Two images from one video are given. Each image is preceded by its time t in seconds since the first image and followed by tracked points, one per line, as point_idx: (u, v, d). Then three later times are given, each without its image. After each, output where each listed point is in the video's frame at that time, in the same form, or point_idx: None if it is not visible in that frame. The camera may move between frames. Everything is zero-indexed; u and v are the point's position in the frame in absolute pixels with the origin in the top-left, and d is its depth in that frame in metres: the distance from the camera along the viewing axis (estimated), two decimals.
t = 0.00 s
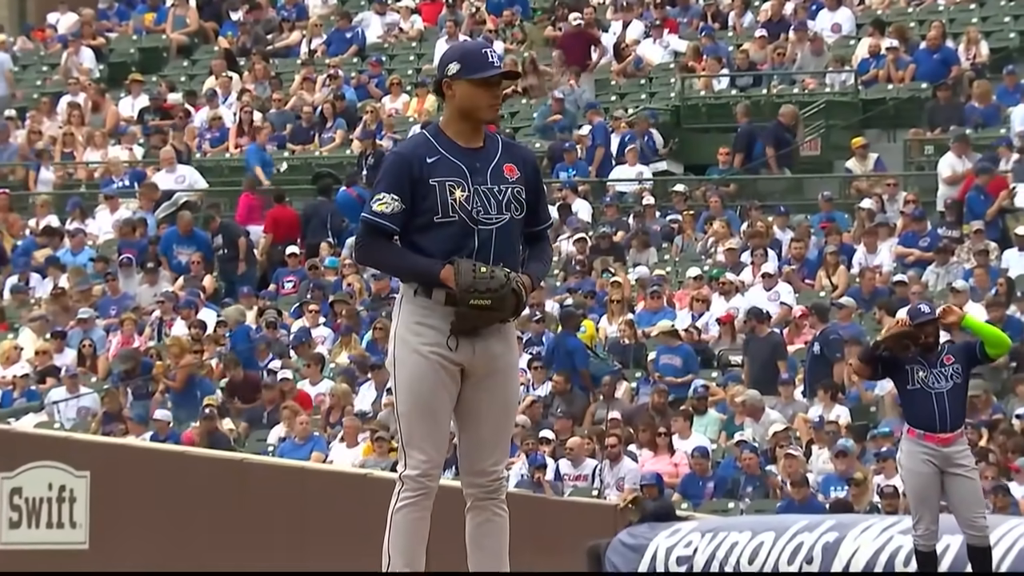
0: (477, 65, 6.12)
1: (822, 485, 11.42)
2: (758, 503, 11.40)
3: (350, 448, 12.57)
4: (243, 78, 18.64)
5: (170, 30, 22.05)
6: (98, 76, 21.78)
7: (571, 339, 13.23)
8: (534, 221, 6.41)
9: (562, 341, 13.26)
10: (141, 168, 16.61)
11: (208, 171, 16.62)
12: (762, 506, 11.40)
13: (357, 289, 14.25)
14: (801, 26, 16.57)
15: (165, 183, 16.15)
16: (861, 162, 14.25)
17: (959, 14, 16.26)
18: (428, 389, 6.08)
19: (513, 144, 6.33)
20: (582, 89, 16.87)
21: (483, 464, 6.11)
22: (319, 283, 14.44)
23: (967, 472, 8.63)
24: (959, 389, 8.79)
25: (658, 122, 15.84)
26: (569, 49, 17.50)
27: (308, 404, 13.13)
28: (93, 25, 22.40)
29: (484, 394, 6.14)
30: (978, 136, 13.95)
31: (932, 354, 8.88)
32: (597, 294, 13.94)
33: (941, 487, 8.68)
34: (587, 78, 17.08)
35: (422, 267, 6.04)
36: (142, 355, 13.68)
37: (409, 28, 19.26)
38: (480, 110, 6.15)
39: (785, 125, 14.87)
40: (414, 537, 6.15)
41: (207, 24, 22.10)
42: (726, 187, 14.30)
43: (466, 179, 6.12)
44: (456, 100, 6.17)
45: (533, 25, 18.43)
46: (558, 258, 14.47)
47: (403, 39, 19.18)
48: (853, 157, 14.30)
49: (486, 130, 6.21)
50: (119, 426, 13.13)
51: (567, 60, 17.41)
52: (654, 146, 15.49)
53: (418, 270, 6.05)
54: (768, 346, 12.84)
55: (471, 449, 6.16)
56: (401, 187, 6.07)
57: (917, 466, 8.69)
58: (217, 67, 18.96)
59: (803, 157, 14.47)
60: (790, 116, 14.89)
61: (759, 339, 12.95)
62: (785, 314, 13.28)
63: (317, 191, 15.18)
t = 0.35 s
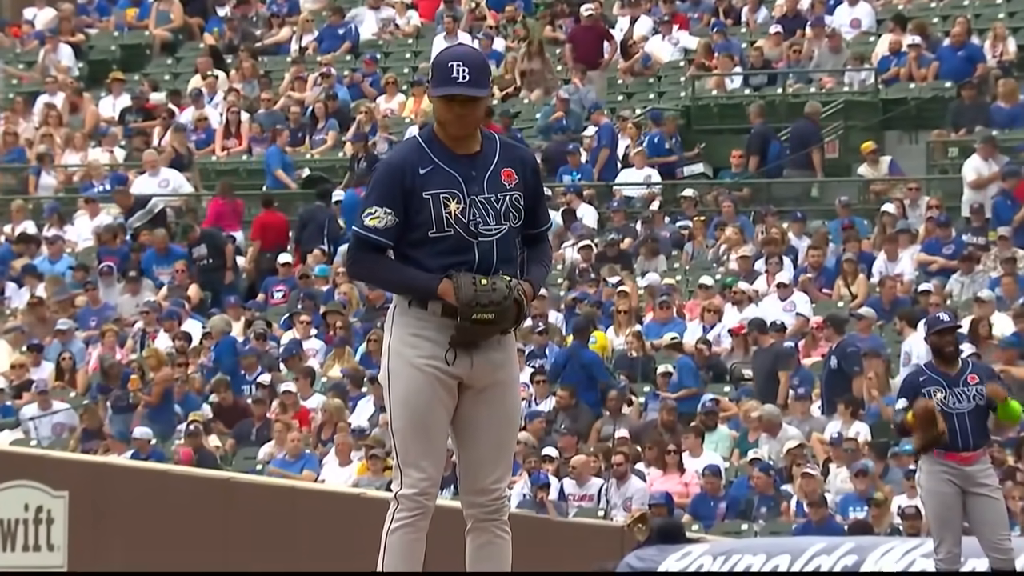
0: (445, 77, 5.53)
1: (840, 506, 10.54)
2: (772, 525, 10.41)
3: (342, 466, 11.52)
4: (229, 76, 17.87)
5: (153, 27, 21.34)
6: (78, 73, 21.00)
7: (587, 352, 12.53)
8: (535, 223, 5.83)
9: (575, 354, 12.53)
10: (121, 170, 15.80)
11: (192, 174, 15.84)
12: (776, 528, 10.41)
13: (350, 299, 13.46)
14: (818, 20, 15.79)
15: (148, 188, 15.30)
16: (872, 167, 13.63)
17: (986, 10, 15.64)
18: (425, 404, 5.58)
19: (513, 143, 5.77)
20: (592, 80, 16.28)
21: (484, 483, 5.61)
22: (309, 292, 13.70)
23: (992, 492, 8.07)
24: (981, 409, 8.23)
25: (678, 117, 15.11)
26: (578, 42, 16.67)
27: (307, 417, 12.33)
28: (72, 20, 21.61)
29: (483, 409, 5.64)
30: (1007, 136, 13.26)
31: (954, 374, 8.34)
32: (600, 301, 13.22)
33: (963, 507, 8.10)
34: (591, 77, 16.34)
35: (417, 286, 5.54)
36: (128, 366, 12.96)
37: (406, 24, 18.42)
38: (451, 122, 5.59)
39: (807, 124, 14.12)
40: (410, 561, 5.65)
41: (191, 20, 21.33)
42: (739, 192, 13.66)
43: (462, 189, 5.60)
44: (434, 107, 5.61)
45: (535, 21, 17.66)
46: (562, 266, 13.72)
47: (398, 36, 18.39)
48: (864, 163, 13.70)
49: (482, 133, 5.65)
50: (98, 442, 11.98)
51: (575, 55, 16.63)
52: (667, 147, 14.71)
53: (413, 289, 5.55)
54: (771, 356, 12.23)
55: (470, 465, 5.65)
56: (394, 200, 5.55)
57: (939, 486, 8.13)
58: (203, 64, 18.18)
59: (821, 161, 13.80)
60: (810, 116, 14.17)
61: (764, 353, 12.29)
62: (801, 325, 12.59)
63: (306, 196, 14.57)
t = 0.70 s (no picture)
0: (431, 69, 4.87)
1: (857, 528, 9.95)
2: (785, 546, 9.78)
3: (332, 485, 10.84)
4: (213, 71, 17.12)
5: (132, 20, 20.59)
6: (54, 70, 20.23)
7: (598, 363, 11.83)
8: (530, 222, 5.13)
9: (585, 367, 11.79)
10: (99, 171, 15.05)
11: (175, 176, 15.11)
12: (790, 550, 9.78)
13: (340, 308, 12.74)
14: (835, 14, 15.11)
15: (128, 191, 14.67)
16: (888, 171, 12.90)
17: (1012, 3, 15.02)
18: (417, 420, 4.91)
19: (502, 136, 5.07)
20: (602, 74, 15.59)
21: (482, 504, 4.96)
22: (296, 300, 12.97)
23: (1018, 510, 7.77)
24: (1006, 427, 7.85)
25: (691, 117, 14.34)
26: (584, 37, 15.82)
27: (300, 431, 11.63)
28: (48, 14, 20.80)
29: (481, 423, 4.96)
30: None
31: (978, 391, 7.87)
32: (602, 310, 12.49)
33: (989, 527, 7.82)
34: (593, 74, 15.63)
35: (411, 292, 4.87)
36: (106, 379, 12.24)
37: (400, 18, 17.74)
38: (440, 121, 4.89)
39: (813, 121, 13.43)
40: None
41: (173, 14, 20.58)
42: (751, 195, 12.94)
43: (449, 192, 4.92)
44: (419, 106, 4.93)
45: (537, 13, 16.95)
46: (564, 273, 13.00)
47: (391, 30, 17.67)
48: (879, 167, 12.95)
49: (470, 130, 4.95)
50: (75, 459, 11.20)
51: (581, 51, 15.80)
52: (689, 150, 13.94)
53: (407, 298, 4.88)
54: (760, 366, 11.62)
55: (467, 484, 4.99)
56: (374, 206, 4.87)
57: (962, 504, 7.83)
58: (186, 60, 17.42)
59: (839, 162, 13.06)
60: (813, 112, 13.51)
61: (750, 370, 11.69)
62: (816, 336, 11.86)
63: (293, 200, 13.90)
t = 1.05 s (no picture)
0: (436, 58, 4.51)
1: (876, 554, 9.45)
2: None
3: (321, 508, 10.20)
4: (195, 72, 16.41)
5: (111, 18, 19.67)
6: (25, 70, 19.02)
7: (597, 380, 11.10)
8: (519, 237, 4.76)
9: (582, 383, 11.06)
10: (75, 177, 14.35)
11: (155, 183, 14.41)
12: None
13: (329, 320, 12.00)
14: (850, 12, 14.49)
15: (106, 199, 13.93)
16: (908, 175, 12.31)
17: None
18: (410, 440, 4.45)
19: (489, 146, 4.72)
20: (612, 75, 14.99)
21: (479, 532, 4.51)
22: (282, 313, 12.27)
23: None
24: None
25: (724, 115, 13.67)
26: (596, 35, 15.07)
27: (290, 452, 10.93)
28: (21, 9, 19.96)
29: (478, 443, 4.52)
30: None
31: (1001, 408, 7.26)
32: (602, 322, 11.74)
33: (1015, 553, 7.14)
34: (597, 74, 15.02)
35: (439, 246, 4.31)
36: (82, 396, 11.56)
37: (392, 16, 17.12)
38: (441, 113, 4.51)
39: (815, 125, 12.85)
40: None
41: (155, 11, 19.69)
42: (763, 202, 12.31)
43: (440, 191, 4.54)
44: (415, 104, 4.55)
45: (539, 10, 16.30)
46: (565, 284, 12.34)
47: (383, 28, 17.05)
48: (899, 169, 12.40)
49: (460, 128, 4.59)
50: (48, 483, 10.50)
51: (593, 50, 15.06)
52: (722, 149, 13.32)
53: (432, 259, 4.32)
54: (761, 381, 10.95)
55: (461, 510, 4.54)
56: (372, 203, 4.45)
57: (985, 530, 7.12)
58: (167, 59, 16.69)
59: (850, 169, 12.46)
60: (812, 117, 12.96)
61: (750, 387, 10.99)
62: (831, 350, 11.21)
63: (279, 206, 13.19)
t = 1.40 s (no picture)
0: (430, 64, 4.42)
1: None
2: None
3: (310, 540, 9.55)
4: (179, 81, 15.73)
5: (88, 24, 18.53)
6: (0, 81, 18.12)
7: (592, 404, 10.53)
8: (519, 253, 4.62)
9: (576, 409, 10.50)
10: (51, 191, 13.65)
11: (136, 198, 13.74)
12: None
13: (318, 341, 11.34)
14: (868, 16, 13.85)
15: (83, 214, 13.22)
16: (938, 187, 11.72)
17: None
18: (406, 469, 4.30)
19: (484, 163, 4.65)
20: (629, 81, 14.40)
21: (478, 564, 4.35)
22: (271, 334, 11.56)
23: None
24: None
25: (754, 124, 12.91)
26: (612, 40, 14.48)
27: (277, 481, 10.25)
28: None
29: (477, 471, 4.37)
30: None
31: None
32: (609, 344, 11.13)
33: None
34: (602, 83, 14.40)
35: (457, 226, 4.21)
36: (57, 423, 10.91)
37: (389, 21, 16.50)
38: (437, 120, 4.44)
39: (834, 136, 12.08)
40: None
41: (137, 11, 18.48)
42: (776, 217, 11.60)
43: (440, 199, 4.45)
44: (409, 113, 4.47)
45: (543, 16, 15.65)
46: (569, 304, 11.70)
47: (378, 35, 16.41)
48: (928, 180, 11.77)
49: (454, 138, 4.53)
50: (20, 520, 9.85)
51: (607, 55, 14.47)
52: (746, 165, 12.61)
53: (452, 238, 4.20)
54: (771, 409, 10.27)
55: (460, 541, 4.38)
56: (375, 202, 4.37)
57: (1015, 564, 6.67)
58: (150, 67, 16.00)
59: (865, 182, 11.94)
60: (830, 127, 12.22)
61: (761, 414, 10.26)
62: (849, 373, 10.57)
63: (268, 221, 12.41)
